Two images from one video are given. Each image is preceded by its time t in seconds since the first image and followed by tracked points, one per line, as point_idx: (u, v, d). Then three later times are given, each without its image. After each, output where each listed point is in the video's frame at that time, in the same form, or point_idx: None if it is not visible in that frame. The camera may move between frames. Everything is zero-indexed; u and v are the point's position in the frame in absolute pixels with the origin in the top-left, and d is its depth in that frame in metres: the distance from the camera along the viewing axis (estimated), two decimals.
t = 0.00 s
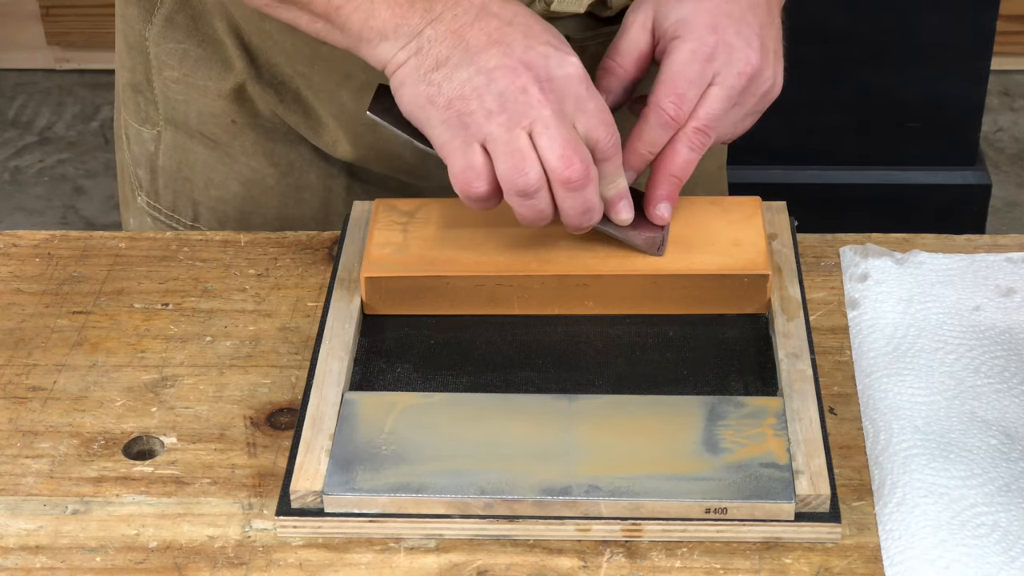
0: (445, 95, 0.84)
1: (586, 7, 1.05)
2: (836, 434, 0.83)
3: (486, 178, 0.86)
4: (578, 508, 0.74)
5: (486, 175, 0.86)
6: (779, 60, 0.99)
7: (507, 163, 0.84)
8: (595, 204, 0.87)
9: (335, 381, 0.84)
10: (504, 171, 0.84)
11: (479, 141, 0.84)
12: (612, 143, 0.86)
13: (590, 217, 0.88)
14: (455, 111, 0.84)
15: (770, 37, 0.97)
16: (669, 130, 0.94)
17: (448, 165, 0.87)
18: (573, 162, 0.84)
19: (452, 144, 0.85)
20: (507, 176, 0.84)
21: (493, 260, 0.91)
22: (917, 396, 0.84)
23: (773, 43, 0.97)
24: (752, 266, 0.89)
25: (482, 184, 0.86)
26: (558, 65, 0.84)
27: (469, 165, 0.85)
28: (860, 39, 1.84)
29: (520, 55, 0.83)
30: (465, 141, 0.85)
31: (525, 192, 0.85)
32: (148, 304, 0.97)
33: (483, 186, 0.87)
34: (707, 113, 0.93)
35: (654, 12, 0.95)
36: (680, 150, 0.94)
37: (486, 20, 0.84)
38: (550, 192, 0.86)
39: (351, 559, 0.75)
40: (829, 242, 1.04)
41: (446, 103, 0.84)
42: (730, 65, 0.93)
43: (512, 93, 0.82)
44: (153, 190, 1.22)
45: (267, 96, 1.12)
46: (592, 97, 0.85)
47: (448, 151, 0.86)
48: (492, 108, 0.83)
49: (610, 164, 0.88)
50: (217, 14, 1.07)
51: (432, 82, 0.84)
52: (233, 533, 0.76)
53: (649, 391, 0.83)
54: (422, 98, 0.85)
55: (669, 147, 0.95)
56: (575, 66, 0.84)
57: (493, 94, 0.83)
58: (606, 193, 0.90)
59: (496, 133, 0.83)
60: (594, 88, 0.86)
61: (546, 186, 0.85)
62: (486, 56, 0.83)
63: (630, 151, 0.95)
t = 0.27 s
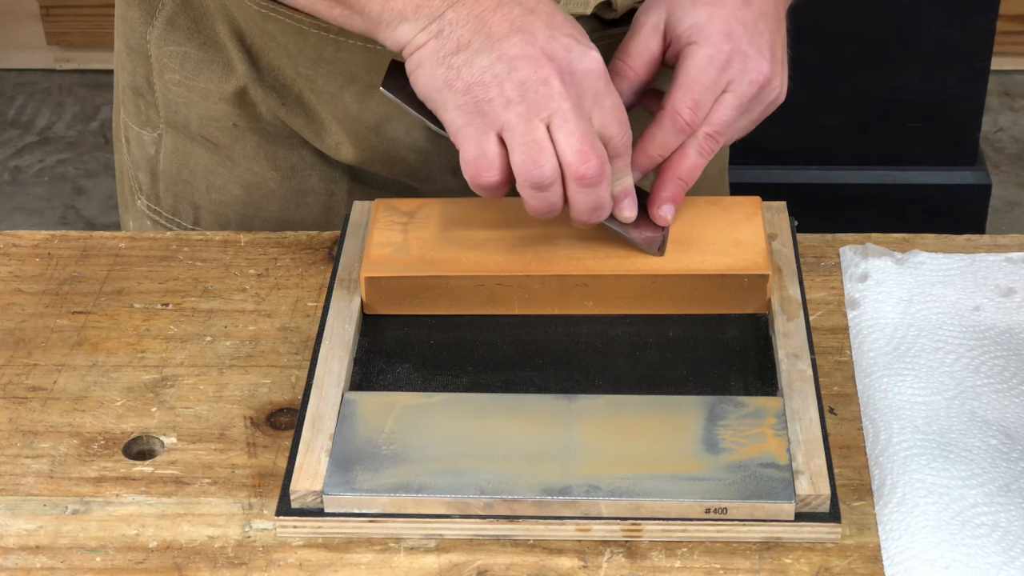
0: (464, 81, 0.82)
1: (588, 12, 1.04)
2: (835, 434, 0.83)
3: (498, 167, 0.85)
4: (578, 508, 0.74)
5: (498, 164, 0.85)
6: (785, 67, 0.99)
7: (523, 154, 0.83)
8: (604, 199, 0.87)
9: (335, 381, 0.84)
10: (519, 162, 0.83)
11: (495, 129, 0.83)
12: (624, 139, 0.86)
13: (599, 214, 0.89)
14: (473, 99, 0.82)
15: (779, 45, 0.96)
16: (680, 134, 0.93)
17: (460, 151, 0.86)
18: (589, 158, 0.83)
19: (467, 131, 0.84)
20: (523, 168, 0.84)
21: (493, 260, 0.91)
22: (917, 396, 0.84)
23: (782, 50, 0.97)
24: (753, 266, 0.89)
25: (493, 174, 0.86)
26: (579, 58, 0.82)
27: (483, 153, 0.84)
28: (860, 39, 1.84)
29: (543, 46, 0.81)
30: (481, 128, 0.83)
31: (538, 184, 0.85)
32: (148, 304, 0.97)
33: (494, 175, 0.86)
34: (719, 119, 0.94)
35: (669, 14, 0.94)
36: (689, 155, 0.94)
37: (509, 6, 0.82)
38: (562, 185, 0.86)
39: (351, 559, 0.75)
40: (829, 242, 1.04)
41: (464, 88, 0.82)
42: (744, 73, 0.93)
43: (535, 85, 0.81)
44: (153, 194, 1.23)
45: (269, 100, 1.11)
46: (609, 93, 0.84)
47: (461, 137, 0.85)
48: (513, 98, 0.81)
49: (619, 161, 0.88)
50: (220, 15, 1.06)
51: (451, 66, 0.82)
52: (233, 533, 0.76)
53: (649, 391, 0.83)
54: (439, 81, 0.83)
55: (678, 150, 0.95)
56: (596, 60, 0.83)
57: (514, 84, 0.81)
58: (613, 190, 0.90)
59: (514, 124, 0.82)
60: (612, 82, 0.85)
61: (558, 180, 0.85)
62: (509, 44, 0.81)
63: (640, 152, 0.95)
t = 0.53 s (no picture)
0: (472, 77, 0.82)
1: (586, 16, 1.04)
2: (835, 434, 0.83)
3: (503, 163, 0.86)
4: (578, 508, 0.74)
5: (504, 161, 0.85)
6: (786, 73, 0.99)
7: (529, 152, 0.83)
8: (608, 198, 0.87)
9: (335, 381, 0.84)
10: (525, 159, 0.83)
11: (502, 125, 0.83)
12: (630, 139, 0.86)
13: (602, 214, 0.89)
14: (481, 94, 0.82)
15: (781, 52, 0.97)
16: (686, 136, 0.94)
17: (466, 146, 0.86)
18: (595, 157, 0.83)
19: (473, 126, 0.84)
20: (528, 165, 0.84)
21: (493, 260, 0.91)
22: (917, 396, 0.84)
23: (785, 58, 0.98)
24: (753, 266, 0.89)
25: (498, 170, 0.86)
26: (588, 56, 0.82)
27: (489, 149, 0.84)
28: (860, 39, 1.84)
29: (552, 43, 0.81)
30: (488, 124, 0.84)
31: (543, 182, 0.85)
32: (148, 304, 0.97)
33: (499, 172, 0.86)
34: (725, 123, 0.94)
35: (677, 18, 0.94)
36: (695, 157, 0.94)
37: (519, 2, 0.81)
38: (567, 183, 0.86)
39: (351, 559, 0.75)
40: (829, 242, 1.04)
41: (472, 83, 0.82)
42: (750, 78, 0.93)
43: (543, 82, 0.81)
44: (152, 195, 1.23)
45: (268, 101, 1.11)
46: (616, 92, 0.84)
47: (467, 132, 0.85)
48: (520, 95, 0.81)
49: (624, 161, 0.88)
50: (219, 17, 1.06)
51: (459, 61, 0.82)
52: (233, 533, 0.76)
53: (649, 391, 0.83)
54: (447, 76, 0.83)
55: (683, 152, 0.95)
56: (604, 59, 0.83)
57: (522, 81, 0.81)
58: (616, 188, 0.90)
59: (521, 121, 0.82)
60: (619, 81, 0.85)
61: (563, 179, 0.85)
62: (518, 40, 0.81)
63: (645, 154, 0.95)
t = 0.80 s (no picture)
0: (459, 89, 0.82)
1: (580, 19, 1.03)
2: (835, 434, 0.83)
3: (494, 174, 0.86)
4: (578, 508, 0.74)
5: (494, 172, 0.86)
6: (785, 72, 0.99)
7: (519, 162, 0.83)
8: (601, 205, 0.88)
9: (336, 381, 0.84)
10: (516, 170, 0.84)
11: (491, 137, 0.84)
12: (620, 143, 0.86)
13: (596, 220, 0.89)
14: (469, 107, 0.82)
15: (779, 51, 0.97)
16: (683, 137, 0.94)
17: (457, 158, 0.86)
18: (584, 165, 0.83)
19: (462, 139, 0.84)
20: (519, 176, 0.84)
21: (493, 260, 0.91)
22: (917, 396, 0.84)
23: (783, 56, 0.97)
24: (753, 266, 0.89)
25: (489, 181, 0.86)
26: (574, 64, 0.82)
27: (479, 160, 0.85)
28: (860, 39, 1.84)
29: (538, 53, 0.81)
30: (477, 136, 0.84)
31: (535, 191, 0.85)
32: (148, 304, 0.97)
33: (490, 183, 0.86)
34: (722, 123, 0.94)
35: (673, 19, 0.93)
36: (692, 158, 0.94)
37: (503, 14, 0.81)
38: (559, 190, 0.86)
39: (351, 559, 0.75)
40: (829, 242, 1.04)
41: (460, 97, 0.82)
42: (748, 79, 0.93)
43: (529, 93, 0.81)
44: (153, 193, 1.23)
45: (268, 101, 1.11)
46: (604, 99, 0.84)
47: (458, 144, 0.85)
48: (508, 106, 0.81)
49: (616, 165, 0.88)
50: (219, 17, 1.06)
51: (447, 74, 0.82)
52: (233, 533, 0.76)
53: (649, 391, 0.83)
54: (435, 89, 0.83)
55: (681, 153, 0.95)
56: (591, 66, 0.82)
57: (510, 92, 0.81)
58: (611, 193, 0.90)
59: (510, 132, 0.82)
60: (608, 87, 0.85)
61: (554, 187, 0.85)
62: (504, 52, 0.81)
63: (643, 154, 0.95)
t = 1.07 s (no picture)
0: (473, 79, 0.82)
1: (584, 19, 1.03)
2: (835, 434, 0.83)
3: (503, 166, 0.85)
4: (578, 508, 0.74)
5: (504, 164, 0.85)
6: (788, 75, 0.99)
7: (530, 155, 0.83)
8: (609, 202, 0.87)
9: (335, 382, 0.84)
10: (526, 163, 0.83)
11: (503, 128, 0.83)
12: (630, 141, 0.86)
13: (602, 217, 0.89)
14: (483, 97, 0.82)
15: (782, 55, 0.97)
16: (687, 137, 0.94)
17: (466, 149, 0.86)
18: (595, 162, 0.83)
19: (474, 129, 0.84)
20: (529, 169, 0.84)
21: (493, 260, 0.91)
22: (917, 396, 0.84)
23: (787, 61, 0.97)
24: (753, 266, 0.89)
25: (499, 173, 0.86)
26: (590, 59, 0.82)
27: (489, 152, 0.84)
28: (860, 39, 1.84)
29: (554, 46, 0.81)
30: (489, 127, 0.84)
31: (544, 186, 0.85)
32: (148, 304, 0.97)
33: (499, 175, 0.86)
34: (726, 125, 0.93)
35: (679, 19, 0.93)
36: (696, 159, 0.94)
37: (522, 5, 0.81)
38: (567, 187, 0.86)
39: (351, 559, 0.75)
40: (829, 242, 1.04)
41: (474, 85, 0.82)
42: (752, 81, 0.93)
43: (545, 85, 0.81)
44: (154, 194, 1.23)
45: (269, 102, 1.11)
46: (617, 96, 0.84)
47: (468, 134, 0.85)
48: (522, 98, 0.81)
49: (624, 163, 0.88)
50: (222, 17, 1.06)
51: (461, 63, 0.82)
52: (233, 533, 0.76)
53: (649, 391, 0.83)
54: (448, 78, 0.83)
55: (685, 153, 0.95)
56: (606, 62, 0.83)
57: (525, 84, 0.81)
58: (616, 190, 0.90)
59: (523, 124, 0.82)
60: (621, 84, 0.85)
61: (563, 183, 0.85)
62: (521, 43, 0.81)
63: (646, 154, 0.95)
